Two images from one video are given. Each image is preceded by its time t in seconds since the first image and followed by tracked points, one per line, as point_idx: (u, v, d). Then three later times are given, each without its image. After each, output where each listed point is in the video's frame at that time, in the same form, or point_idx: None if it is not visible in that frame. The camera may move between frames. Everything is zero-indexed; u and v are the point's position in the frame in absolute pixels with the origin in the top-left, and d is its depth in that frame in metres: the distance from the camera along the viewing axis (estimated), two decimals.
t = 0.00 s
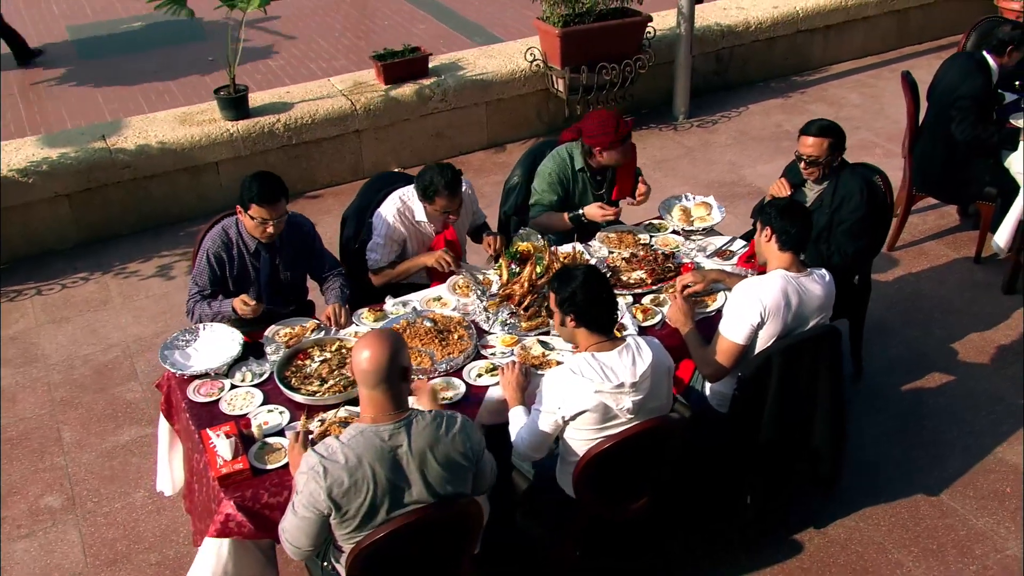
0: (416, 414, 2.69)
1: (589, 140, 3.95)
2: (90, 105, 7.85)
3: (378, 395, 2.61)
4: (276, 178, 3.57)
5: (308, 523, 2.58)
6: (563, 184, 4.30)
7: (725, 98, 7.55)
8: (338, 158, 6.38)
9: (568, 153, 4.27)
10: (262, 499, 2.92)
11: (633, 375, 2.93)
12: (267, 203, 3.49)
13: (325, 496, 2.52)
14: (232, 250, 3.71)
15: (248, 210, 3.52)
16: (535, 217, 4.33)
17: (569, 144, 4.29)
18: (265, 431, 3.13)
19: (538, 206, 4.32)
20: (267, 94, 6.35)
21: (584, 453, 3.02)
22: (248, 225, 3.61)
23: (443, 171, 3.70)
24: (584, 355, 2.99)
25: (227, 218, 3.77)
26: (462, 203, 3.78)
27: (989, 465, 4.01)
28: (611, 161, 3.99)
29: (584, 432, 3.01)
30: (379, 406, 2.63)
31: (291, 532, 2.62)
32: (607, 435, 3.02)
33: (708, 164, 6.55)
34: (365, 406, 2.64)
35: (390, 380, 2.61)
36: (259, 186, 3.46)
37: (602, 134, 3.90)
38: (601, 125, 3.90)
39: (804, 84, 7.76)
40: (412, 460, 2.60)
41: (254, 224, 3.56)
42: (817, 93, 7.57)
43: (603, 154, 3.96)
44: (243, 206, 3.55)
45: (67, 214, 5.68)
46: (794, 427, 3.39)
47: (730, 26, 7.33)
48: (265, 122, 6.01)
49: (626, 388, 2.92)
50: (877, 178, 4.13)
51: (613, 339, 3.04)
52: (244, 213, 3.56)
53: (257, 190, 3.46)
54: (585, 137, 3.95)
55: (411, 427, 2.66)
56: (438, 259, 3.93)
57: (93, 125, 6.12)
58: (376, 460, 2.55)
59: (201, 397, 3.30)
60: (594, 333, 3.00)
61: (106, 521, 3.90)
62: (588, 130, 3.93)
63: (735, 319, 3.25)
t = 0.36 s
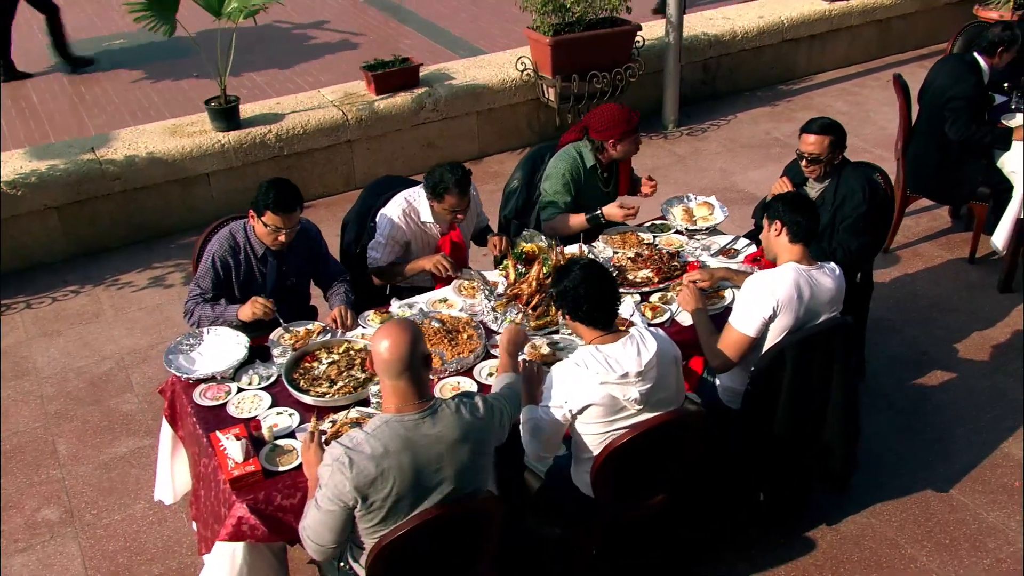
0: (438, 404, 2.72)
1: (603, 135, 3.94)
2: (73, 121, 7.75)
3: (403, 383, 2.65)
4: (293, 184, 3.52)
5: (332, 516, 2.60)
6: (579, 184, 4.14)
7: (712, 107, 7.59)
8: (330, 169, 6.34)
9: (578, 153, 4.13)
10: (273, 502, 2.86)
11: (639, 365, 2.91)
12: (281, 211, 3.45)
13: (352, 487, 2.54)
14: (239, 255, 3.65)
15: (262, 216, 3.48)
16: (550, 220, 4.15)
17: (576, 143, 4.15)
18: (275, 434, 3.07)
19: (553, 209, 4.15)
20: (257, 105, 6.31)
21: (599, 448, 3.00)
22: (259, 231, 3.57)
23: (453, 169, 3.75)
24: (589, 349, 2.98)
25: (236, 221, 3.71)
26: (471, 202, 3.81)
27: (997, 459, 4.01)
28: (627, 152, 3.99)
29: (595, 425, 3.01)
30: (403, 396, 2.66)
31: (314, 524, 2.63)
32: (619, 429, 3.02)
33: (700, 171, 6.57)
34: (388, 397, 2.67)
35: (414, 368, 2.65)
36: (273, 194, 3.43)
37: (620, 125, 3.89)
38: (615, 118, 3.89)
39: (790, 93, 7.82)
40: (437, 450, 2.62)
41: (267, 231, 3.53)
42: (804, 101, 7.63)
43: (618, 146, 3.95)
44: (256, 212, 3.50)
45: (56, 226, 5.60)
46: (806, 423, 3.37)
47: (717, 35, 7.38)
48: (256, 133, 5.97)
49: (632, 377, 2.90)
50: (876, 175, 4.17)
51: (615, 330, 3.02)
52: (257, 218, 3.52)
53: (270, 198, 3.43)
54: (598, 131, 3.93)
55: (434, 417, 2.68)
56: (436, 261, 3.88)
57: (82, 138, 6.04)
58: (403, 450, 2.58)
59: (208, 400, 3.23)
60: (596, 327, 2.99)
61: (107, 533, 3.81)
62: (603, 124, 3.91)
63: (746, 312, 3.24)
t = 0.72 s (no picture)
0: (456, 396, 2.77)
1: (607, 134, 3.96)
2: (54, 138, 7.64)
3: (423, 374, 2.71)
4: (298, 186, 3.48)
5: (355, 510, 2.64)
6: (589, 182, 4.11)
7: (699, 115, 7.63)
8: (320, 180, 6.29)
9: (582, 150, 4.12)
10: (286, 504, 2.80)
11: (645, 357, 2.88)
12: (287, 214, 3.39)
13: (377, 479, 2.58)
14: (243, 258, 3.60)
15: (267, 219, 3.43)
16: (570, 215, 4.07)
17: (577, 143, 4.14)
18: (285, 437, 3.02)
19: (570, 204, 4.08)
20: (246, 116, 6.26)
21: (615, 445, 2.96)
22: (265, 234, 3.51)
23: (456, 169, 3.70)
24: (594, 346, 2.94)
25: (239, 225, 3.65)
26: (473, 202, 3.77)
27: (1002, 454, 4.03)
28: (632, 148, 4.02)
29: (606, 423, 2.96)
30: (423, 386, 2.72)
31: (339, 520, 2.67)
32: (632, 424, 2.97)
33: (690, 178, 6.59)
34: (409, 388, 2.73)
35: (433, 359, 2.71)
36: (279, 196, 3.37)
37: (625, 120, 3.91)
38: (619, 115, 3.91)
39: (775, 101, 7.88)
40: (460, 443, 2.68)
41: (272, 234, 3.47)
42: (790, 108, 7.69)
43: (622, 144, 3.98)
44: (262, 215, 3.45)
45: (43, 240, 5.50)
46: (819, 416, 3.36)
47: (702, 44, 7.43)
48: (246, 143, 5.91)
49: (640, 369, 2.87)
50: (875, 174, 4.19)
51: (618, 326, 2.97)
52: (262, 221, 3.47)
53: (276, 200, 3.38)
54: (601, 130, 3.95)
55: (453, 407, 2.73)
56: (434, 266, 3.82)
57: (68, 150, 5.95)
58: (425, 441, 2.63)
59: (213, 405, 3.17)
60: (598, 323, 2.95)
61: (107, 547, 3.72)
62: (609, 122, 3.93)
63: (757, 304, 3.24)
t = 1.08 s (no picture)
0: (473, 396, 2.71)
1: (610, 134, 3.96)
2: (34, 154, 7.52)
3: (439, 373, 2.64)
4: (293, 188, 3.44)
5: (373, 515, 2.58)
6: (591, 186, 4.09)
7: (686, 125, 7.66)
8: (310, 191, 6.23)
9: (587, 155, 4.09)
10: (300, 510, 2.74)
11: (659, 354, 2.82)
12: (281, 214, 3.35)
13: (395, 484, 2.52)
14: (241, 263, 3.54)
15: (262, 221, 3.38)
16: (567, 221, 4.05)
17: (582, 147, 4.11)
18: (295, 441, 2.95)
19: (568, 209, 4.06)
20: (234, 129, 6.20)
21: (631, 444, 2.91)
22: (261, 237, 3.46)
23: (455, 171, 3.65)
24: (607, 346, 2.88)
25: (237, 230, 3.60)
26: (473, 204, 3.70)
27: (1006, 451, 4.03)
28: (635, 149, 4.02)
29: (622, 424, 2.91)
30: (440, 386, 2.66)
31: (358, 526, 2.61)
32: (648, 423, 2.91)
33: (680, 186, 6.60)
34: (423, 390, 2.65)
35: (449, 357, 2.65)
36: (273, 197, 3.34)
37: (629, 120, 3.92)
38: (623, 115, 3.93)
39: (760, 111, 7.93)
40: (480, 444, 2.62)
41: (268, 236, 3.41)
42: (775, 118, 7.74)
43: (626, 144, 3.99)
44: (257, 218, 3.41)
45: (29, 254, 5.39)
46: (831, 412, 3.36)
47: (688, 54, 7.47)
48: (235, 155, 5.85)
49: (654, 368, 2.81)
50: (875, 173, 4.19)
51: (626, 326, 2.92)
52: (257, 224, 3.42)
53: (270, 200, 3.34)
54: (608, 131, 3.95)
55: (469, 407, 2.67)
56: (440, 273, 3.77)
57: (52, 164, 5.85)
58: (443, 442, 2.57)
59: (219, 412, 3.10)
60: (607, 324, 2.89)
61: (105, 562, 3.62)
62: (613, 123, 3.93)
63: (769, 302, 3.21)
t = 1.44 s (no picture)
0: (489, 397, 2.61)
1: (615, 138, 4.01)
2: (17, 171, 7.41)
3: (452, 371, 2.58)
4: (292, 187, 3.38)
5: (391, 523, 2.47)
6: (601, 189, 4.10)
7: (674, 136, 7.68)
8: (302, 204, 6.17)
9: (593, 158, 4.12)
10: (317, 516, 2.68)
11: (677, 351, 2.75)
12: (280, 212, 3.28)
13: (414, 490, 2.43)
14: (240, 267, 3.44)
15: (261, 220, 3.30)
16: (577, 220, 4.04)
17: (588, 151, 4.15)
18: (308, 447, 2.89)
19: (579, 209, 4.05)
20: (224, 142, 6.13)
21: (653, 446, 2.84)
22: (260, 238, 3.37)
23: (460, 176, 3.61)
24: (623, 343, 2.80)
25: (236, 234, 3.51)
26: (479, 209, 3.67)
27: (1013, 451, 4.03)
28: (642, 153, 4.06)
29: (641, 423, 2.83)
30: (455, 385, 2.57)
31: (376, 536, 2.50)
32: (668, 422, 2.84)
33: (672, 195, 6.60)
34: (440, 389, 2.55)
35: (459, 356, 2.60)
36: (270, 196, 3.26)
37: (636, 122, 3.97)
38: (630, 117, 3.98)
39: (747, 122, 7.97)
40: (497, 444, 2.52)
41: (267, 237, 3.33)
42: (762, 128, 7.78)
43: (631, 148, 4.04)
44: (255, 219, 3.33)
45: (17, 269, 5.29)
46: (845, 411, 3.35)
47: (676, 66, 7.50)
48: (227, 168, 5.78)
49: (673, 364, 2.74)
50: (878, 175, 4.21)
51: (642, 324, 2.83)
52: (256, 225, 3.34)
53: (268, 200, 3.27)
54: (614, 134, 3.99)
55: (486, 408, 2.58)
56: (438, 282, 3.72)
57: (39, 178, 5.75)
58: (462, 445, 2.47)
59: (228, 419, 3.03)
60: (623, 323, 2.81)
61: None
62: (620, 127, 3.98)
63: (782, 300, 3.20)
